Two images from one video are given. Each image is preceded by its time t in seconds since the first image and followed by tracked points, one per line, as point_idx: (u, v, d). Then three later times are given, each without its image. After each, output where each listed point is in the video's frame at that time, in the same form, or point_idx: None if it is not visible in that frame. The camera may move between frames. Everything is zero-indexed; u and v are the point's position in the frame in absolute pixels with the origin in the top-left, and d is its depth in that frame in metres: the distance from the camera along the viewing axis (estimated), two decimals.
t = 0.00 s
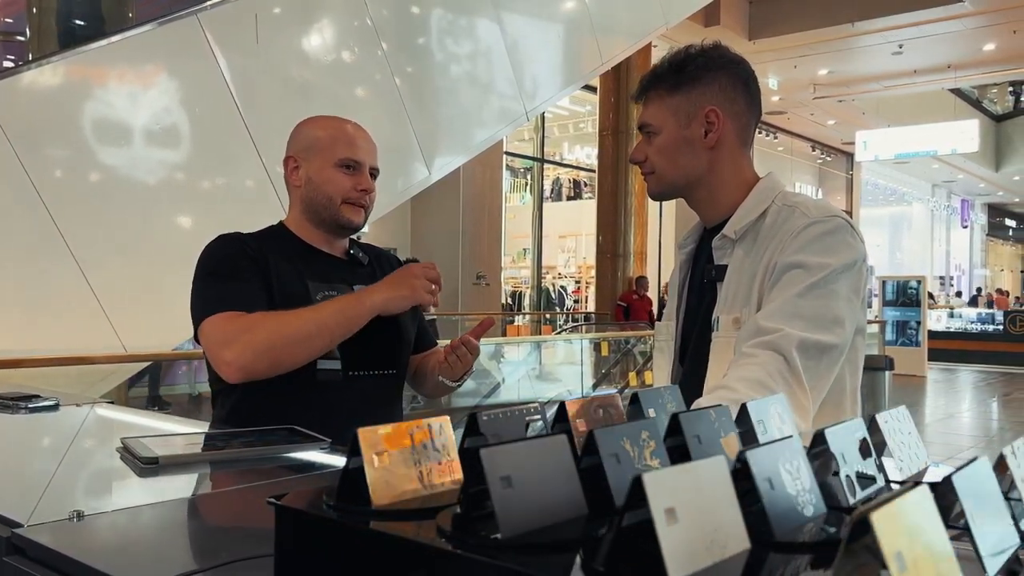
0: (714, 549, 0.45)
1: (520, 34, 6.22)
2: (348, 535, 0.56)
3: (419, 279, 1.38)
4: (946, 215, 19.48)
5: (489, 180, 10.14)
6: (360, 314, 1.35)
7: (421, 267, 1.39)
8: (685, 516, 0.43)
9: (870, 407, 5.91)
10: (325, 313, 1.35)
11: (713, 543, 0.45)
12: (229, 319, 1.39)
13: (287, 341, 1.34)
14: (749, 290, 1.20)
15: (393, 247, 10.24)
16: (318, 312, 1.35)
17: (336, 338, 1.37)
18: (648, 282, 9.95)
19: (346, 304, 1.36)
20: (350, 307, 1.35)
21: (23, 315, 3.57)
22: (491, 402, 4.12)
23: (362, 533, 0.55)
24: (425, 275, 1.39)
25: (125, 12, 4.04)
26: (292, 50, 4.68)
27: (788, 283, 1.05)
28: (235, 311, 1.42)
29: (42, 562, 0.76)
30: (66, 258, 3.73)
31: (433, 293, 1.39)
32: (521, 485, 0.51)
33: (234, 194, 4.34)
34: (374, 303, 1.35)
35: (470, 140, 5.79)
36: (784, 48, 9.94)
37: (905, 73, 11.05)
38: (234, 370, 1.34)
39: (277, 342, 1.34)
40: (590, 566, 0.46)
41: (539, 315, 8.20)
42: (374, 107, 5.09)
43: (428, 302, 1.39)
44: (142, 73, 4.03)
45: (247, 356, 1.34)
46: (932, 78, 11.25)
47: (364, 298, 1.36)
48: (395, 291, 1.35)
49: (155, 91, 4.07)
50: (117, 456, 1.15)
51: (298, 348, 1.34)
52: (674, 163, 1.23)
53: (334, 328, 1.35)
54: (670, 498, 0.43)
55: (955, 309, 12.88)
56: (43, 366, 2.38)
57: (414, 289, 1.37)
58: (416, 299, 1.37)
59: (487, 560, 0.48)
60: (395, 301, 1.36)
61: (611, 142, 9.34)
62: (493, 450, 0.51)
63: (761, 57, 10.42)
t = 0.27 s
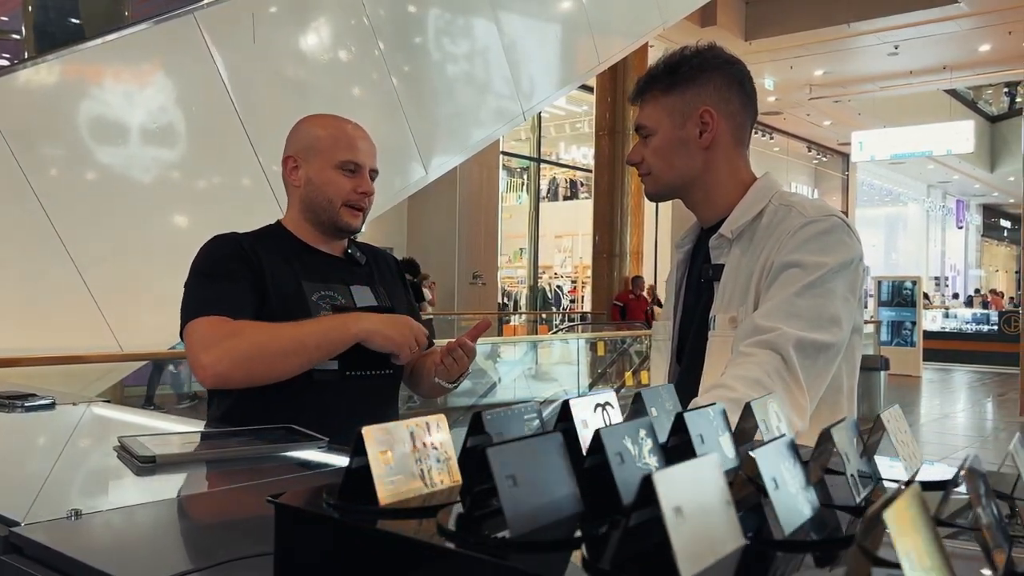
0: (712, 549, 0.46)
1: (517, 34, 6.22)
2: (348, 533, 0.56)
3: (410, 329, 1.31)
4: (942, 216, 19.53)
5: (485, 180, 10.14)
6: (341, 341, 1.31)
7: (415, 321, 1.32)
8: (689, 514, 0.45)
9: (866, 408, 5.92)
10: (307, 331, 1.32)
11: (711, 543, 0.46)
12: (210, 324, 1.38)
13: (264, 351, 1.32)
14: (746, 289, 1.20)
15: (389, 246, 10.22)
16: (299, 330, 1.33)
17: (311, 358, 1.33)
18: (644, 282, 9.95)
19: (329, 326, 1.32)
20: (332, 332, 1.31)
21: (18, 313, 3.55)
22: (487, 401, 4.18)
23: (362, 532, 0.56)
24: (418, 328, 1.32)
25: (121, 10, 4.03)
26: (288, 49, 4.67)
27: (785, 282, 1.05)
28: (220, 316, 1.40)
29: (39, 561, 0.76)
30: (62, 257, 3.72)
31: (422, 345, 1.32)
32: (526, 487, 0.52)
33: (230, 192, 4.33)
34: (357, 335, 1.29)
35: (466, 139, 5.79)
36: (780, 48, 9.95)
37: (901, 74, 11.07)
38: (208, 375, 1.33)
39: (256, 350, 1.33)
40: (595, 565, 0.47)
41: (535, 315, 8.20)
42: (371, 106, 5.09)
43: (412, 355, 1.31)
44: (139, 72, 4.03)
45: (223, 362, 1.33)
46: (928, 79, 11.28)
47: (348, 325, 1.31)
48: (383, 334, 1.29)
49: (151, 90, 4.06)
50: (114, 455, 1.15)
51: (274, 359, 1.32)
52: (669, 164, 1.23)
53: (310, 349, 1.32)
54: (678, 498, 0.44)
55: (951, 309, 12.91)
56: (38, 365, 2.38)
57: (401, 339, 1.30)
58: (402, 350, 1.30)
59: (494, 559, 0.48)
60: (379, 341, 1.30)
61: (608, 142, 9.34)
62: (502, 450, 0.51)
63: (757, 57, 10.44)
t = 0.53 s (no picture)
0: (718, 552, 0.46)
1: (513, 34, 6.22)
2: (348, 532, 0.56)
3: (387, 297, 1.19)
4: (937, 217, 19.59)
5: (481, 179, 10.14)
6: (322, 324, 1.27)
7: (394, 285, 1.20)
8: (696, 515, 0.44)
9: (861, 408, 5.93)
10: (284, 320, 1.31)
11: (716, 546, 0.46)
12: (200, 323, 1.39)
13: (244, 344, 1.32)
14: (742, 289, 1.20)
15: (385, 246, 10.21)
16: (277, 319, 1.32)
17: (293, 347, 1.32)
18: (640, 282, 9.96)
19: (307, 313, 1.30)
20: (310, 317, 1.29)
21: (13, 313, 3.54)
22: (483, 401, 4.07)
23: (361, 532, 0.56)
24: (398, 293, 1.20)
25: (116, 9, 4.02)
26: (284, 48, 4.66)
27: (782, 282, 1.05)
28: (204, 316, 1.41)
29: (36, 560, 0.76)
30: (57, 256, 3.70)
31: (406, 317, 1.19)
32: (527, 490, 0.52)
33: (226, 192, 4.32)
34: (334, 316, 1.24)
35: (462, 139, 5.79)
36: (776, 49, 9.97)
37: (896, 75, 11.10)
38: (196, 375, 1.35)
39: (236, 344, 1.33)
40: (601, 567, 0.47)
41: (530, 314, 8.20)
42: (367, 105, 5.08)
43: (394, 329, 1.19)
44: (134, 71, 4.02)
45: (207, 358, 1.34)
46: (923, 80, 11.30)
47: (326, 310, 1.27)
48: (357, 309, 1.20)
49: (146, 88, 4.06)
50: (111, 454, 1.15)
51: (256, 352, 1.32)
52: (664, 165, 1.23)
53: (290, 338, 1.31)
54: (684, 499, 0.44)
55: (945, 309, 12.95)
56: (33, 365, 2.37)
57: (378, 311, 1.19)
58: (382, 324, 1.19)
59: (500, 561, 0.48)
60: (356, 316, 1.21)
61: (604, 143, 9.35)
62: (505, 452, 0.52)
63: (753, 58, 10.45)
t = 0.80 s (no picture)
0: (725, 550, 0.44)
1: (509, 33, 6.22)
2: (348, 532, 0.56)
3: (358, 303, 1.04)
4: (931, 218, 19.66)
5: (477, 179, 10.15)
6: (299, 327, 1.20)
7: (369, 286, 1.04)
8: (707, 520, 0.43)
9: (856, 408, 5.94)
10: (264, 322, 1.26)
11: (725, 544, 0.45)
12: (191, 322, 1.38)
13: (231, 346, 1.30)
14: (741, 289, 1.20)
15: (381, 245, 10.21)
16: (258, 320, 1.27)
17: (276, 347, 1.27)
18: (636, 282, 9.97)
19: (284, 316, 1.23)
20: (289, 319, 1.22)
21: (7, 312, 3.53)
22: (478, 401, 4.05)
23: (365, 532, 0.55)
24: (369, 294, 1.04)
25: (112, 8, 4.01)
26: (280, 47, 4.66)
27: (780, 282, 1.06)
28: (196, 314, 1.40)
29: (33, 560, 0.75)
30: (51, 255, 3.69)
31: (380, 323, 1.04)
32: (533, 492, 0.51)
33: (221, 191, 4.31)
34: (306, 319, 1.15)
35: (458, 139, 5.79)
36: (772, 49, 9.99)
37: (892, 76, 11.12)
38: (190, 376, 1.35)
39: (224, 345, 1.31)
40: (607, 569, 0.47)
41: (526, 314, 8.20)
42: (362, 104, 5.07)
43: (369, 335, 1.05)
44: (129, 70, 4.01)
45: (198, 359, 1.33)
46: (918, 81, 11.33)
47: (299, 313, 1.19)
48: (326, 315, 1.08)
49: (141, 87, 4.05)
50: (108, 455, 1.14)
51: (240, 354, 1.29)
52: (663, 165, 1.24)
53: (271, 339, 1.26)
54: (695, 497, 0.43)
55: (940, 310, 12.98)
56: (28, 363, 2.37)
57: (349, 316, 1.04)
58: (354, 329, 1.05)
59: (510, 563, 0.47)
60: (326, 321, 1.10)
61: (600, 143, 9.35)
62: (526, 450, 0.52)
63: (749, 58, 10.47)
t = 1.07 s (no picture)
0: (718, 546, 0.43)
1: (505, 33, 6.22)
2: (349, 534, 0.56)
3: (347, 341, 1.09)
4: (925, 219, 19.74)
5: (472, 179, 10.15)
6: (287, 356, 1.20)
7: (361, 326, 1.09)
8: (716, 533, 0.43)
9: (850, 409, 5.95)
10: (254, 346, 1.26)
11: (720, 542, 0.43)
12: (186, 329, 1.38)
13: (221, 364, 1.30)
14: (739, 288, 1.20)
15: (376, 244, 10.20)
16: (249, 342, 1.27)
17: (260, 376, 1.28)
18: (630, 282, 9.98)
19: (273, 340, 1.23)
20: (277, 346, 1.22)
21: None
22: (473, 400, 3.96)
23: (366, 534, 0.55)
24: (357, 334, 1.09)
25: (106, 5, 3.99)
26: (276, 45, 4.64)
27: (778, 283, 1.06)
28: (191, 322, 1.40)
29: (30, 560, 0.75)
30: (45, 253, 3.67)
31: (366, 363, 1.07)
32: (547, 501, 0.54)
33: (216, 190, 4.30)
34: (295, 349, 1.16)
35: (454, 138, 5.78)
36: (767, 50, 10.01)
37: (886, 76, 11.15)
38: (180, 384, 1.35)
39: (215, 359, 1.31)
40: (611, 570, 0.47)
41: (521, 313, 8.21)
42: (358, 103, 5.06)
43: (353, 374, 1.08)
44: (123, 68, 3.99)
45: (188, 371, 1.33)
46: (913, 82, 11.36)
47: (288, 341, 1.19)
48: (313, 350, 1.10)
49: (136, 85, 4.03)
50: (105, 454, 1.14)
51: (228, 375, 1.29)
52: (662, 166, 1.24)
53: (256, 367, 1.26)
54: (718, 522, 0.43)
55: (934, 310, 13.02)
56: (22, 362, 2.36)
57: (337, 353, 1.09)
58: (339, 367, 1.08)
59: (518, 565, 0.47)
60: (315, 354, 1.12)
61: (595, 143, 9.36)
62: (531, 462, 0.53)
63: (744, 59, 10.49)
